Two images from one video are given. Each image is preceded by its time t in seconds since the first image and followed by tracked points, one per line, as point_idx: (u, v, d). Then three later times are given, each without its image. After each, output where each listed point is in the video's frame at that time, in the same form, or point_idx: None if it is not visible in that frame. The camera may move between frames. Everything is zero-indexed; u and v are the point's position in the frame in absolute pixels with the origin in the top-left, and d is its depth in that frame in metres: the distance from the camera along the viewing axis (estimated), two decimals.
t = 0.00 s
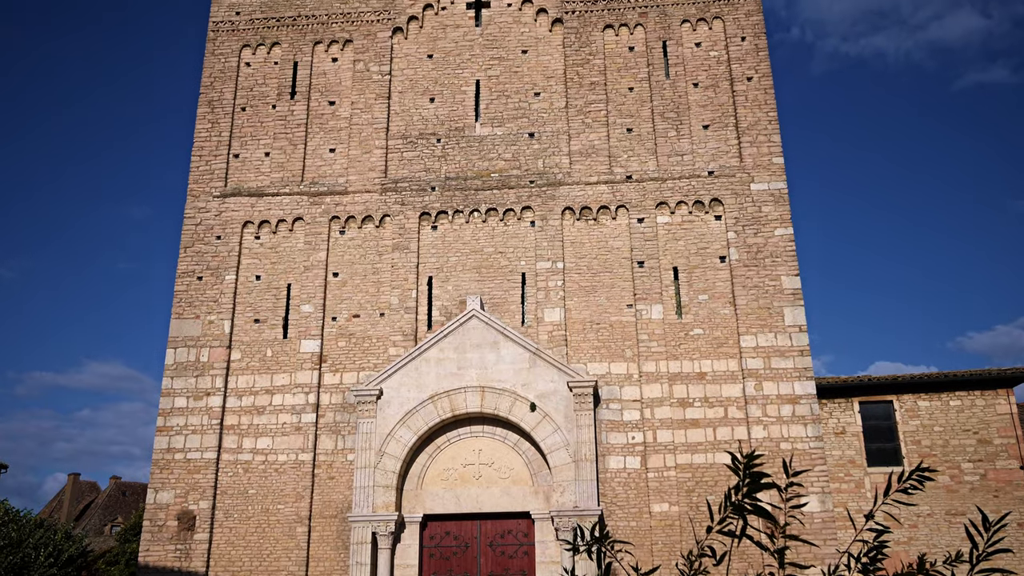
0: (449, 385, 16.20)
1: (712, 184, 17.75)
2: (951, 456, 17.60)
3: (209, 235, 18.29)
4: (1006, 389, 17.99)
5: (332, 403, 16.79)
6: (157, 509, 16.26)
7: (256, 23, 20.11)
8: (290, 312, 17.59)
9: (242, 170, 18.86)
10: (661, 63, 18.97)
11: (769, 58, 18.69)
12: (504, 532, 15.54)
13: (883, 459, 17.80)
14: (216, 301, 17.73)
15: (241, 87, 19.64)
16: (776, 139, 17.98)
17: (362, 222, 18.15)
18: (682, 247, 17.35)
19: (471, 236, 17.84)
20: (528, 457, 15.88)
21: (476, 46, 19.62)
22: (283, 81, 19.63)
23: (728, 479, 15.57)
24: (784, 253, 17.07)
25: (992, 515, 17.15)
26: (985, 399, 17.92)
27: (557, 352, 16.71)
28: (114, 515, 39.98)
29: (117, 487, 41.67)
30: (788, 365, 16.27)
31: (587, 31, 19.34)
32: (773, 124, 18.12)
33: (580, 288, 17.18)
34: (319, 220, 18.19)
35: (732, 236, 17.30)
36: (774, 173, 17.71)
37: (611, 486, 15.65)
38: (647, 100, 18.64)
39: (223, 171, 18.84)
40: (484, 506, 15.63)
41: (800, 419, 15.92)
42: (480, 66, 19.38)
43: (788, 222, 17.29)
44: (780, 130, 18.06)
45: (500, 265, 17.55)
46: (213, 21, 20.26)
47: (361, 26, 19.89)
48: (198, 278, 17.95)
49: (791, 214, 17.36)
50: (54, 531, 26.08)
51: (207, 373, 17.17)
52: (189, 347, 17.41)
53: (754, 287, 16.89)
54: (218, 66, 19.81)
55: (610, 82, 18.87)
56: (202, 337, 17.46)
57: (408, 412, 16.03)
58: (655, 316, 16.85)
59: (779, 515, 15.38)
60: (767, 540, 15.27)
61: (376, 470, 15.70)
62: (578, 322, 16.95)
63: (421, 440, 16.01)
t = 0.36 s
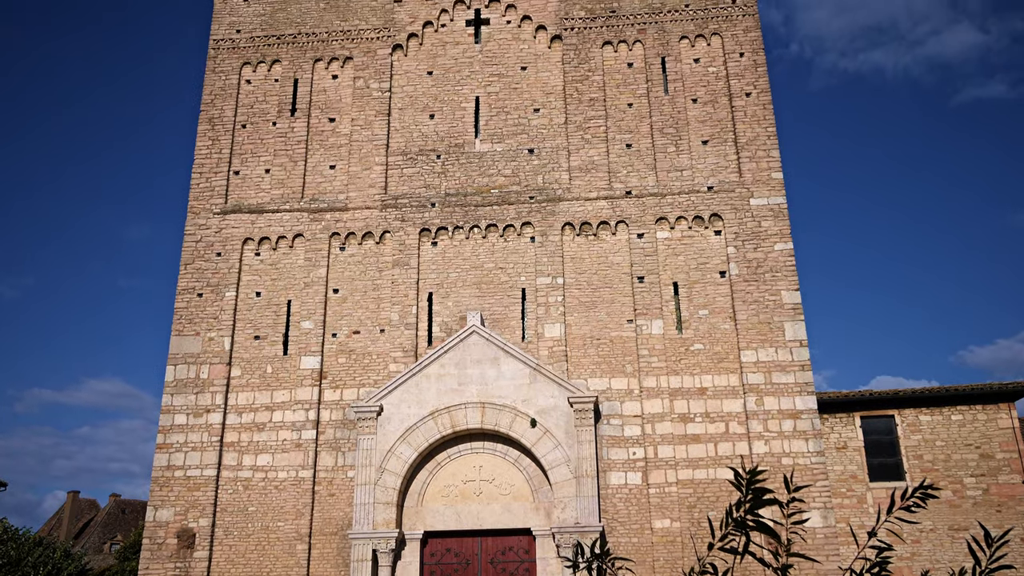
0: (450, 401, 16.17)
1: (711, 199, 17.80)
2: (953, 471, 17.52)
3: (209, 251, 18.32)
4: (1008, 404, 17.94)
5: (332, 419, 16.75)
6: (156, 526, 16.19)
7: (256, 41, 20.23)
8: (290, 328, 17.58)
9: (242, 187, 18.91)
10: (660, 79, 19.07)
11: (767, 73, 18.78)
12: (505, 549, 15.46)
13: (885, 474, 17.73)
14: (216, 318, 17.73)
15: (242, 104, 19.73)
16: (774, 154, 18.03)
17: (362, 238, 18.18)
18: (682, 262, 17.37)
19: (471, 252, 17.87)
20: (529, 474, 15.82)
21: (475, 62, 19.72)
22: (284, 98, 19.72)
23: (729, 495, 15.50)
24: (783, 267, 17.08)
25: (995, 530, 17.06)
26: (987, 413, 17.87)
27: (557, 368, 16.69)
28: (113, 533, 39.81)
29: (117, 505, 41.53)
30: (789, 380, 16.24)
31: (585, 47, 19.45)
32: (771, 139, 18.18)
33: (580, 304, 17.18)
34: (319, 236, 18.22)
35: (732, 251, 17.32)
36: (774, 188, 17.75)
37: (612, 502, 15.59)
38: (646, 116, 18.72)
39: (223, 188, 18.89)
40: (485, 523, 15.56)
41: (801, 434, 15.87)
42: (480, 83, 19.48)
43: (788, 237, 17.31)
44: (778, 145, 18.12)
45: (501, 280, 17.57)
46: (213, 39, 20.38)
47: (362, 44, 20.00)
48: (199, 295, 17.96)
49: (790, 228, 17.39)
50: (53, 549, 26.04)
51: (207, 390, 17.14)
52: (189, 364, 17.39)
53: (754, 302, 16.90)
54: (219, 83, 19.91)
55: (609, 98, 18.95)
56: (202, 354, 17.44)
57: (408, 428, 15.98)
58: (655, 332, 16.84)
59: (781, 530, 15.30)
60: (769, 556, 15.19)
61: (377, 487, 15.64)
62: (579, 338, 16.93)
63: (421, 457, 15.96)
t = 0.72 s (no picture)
0: (450, 419, 16.12)
1: (710, 216, 17.83)
2: (955, 488, 17.44)
3: (209, 270, 18.33)
4: (1008, 420, 17.88)
5: (332, 437, 16.68)
6: (155, 546, 16.10)
7: (257, 60, 20.36)
8: (289, 346, 17.56)
9: (242, 205, 18.95)
10: (658, 97, 19.16)
11: (765, 91, 18.88)
12: (505, 568, 15.35)
13: (887, 492, 17.65)
14: (216, 336, 17.71)
15: (242, 123, 19.82)
16: (773, 171, 18.09)
17: (362, 256, 18.19)
18: (682, 279, 17.38)
19: (471, 269, 17.88)
20: (529, 492, 15.73)
21: (475, 81, 19.83)
22: (284, 116, 19.81)
23: (730, 513, 15.41)
24: (783, 284, 17.08)
25: (998, 548, 16.96)
26: (988, 429, 17.80)
27: (557, 386, 16.65)
28: (111, 553, 39.57)
29: (115, 524, 41.28)
30: (790, 397, 16.20)
31: (584, 66, 19.55)
32: (770, 156, 18.25)
33: (580, 321, 17.17)
34: (319, 254, 18.24)
35: (731, 268, 17.33)
36: (772, 206, 17.78)
37: (613, 520, 15.50)
38: (645, 134, 18.79)
39: (224, 206, 18.93)
40: (485, 541, 15.45)
41: (802, 451, 15.81)
42: (479, 101, 19.58)
43: (787, 253, 17.33)
44: (777, 162, 18.18)
45: (500, 298, 17.57)
46: (214, 58, 20.50)
47: (362, 63, 20.12)
48: (198, 313, 17.95)
49: (789, 245, 17.41)
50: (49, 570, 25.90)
51: (206, 409, 17.09)
52: (188, 383, 17.35)
53: (754, 319, 16.88)
54: (219, 102, 20.01)
55: (608, 116, 19.04)
56: (202, 372, 17.41)
57: (408, 447, 15.92)
58: (655, 349, 16.81)
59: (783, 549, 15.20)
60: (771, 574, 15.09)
61: (376, 505, 15.56)
62: (579, 355, 16.91)
63: (421, 475, 15.88)
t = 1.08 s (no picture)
0: (448, 435, 16.06)
1: (708, 231, 17.86)
2: (955, 504, 17.38)
3: (208, 285, 18.33)
4: (1008, 436, 17.83)
5: (330, 454, 16.62)
6: (151, 564, 16.00)
7: (256, 77, 20.45)
8: (288, 362, 17.53)
9: (241, 221, 18.96)
10: (656, 113, 19.24)
11: (762, 107, 18.97)
12: None
13: (887, 508, 17.58)
14: (214, 352, 17.68)
15: (241, 139, 19.88)
16: (771, 187, 18.15)
17: (360, 271, 18.20)
18: (681, 294, 17.38)
19: (469, 285, 17.88)
20: (528, 508, 15.64)
21: (473, 97, 19.91)
22: (283, 132, 19.87)
23: (730, 530, 15.34)
24: (781, 299, 17.09)
25: (998, 564, 16.89)
26: (987, 445, 17.75)
27: (556, 402, 16.62)
28: (107, 570, 39.24)
29: (111, 542, 40.97)
30: (789, 413, 16.16)
31: (582, 82, 19.65)
32: (767, 172, 18.31)
33: (578, 336, 17.16)
34: (318, 270, 18.24)
35: (730, 283, 17.34)
36: (770, 221, 17.82)
37: (612, 537, 15.41)
38: (643, 150, 18.86)
39: (222, 222, 18.95)
40: (484, 559, 15.36)
41: (801, 467, 15.76)
42: (478, 118, 19.65)
43: (785, 269, 17.36)
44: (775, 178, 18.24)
45: (499, 313, 17.56)
46: (214, 75, 20.60)
47: (361, 79, 20.21)
48: (196, 328, 17.93)
49: (787, 261, 17.44)
50: None
51: (204, 425, 17.03)
52: (186, 399, 17.30)
53: (753, 334, 16.88)
54: (219, 118, 20.09)
55: (606, 132, 19.11)
56: (199, 388, 17.36)
57: (406, 463, 15.86)
58: (654, 364, 16.79)
59: (783, 565, 15.12)
60: None
61: (374, 522, 15.48)
62: (577, 371, 16.88)
63: (419, 492, 15.80)
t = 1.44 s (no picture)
0: (445, 453, 15.98)
1: (706, 249, 17.89)
2: (954, 522, 17.31)
3: (205, 303, 18.30)
4: (1007, 453, 17.77)
5: (326, 472, 16.53)
6: None
7: (255, 95, 20.54)
8: (284, 380, 17.47)
9: (239, 239, 18.97)
10: (653, 131, 19.33)
11: (759, 126, 19.07)
12: None
13: (886, 526, 17.49)
14: (211, 370, 17.63)
15: (239, 157, 19.93)
16: (767, 205, 18.20)
17: (358, 289, 18.18)
18: (678, 312, 17.39)
19: (467, 303, 17.87)
20: (525, 527, 15.54)
21: (471, 115, 20.00)
22: (281, 151, 19.93)
23: (728, 549, 15.25)
24: (778, 317, 17.10)
25: None
26: (986, 463, 17.70)
27: (554, 420, 16.57)
28: None
29: (105, 561, 40.63)
30: (787, 431, 16.11)
31: (579, 101, 19.76)
32: (764, 190, 18.37)
33: (576, 354, 17.13)
34: (315, 287, 18.23)
35: (727, 301, 17.35)
36: (767, 239, 17.86)
37: (611, 556, 15.31)
38: (640, 168, 18.93)
39: (220, 240, 18.95)
40: None
41: (800, 485, 15.69)
42: (475, 136, 19.73)
43: (782, 286, 17.37)
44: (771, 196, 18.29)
45: (496, 331, 17.54)
46: (212, 93, 20.69)
47: (358, 98, 20.31)
48: (193, 346, 17.89)
49: (784, 278, 17.45)
50: None
51: (200, 444, 16.95)
52: (182, 417, 17.23)
53: (751, 351, 16.86)
54: (217, 136, 20.15)
55: (603, 150, 19.19)
56: (196, 407, 17.30)
57: (403, 482, 15.77)
58: (651, 382, 16.76)
59: None
60: None
61: (371, 542, 15.38)
62: (575, 389, 16.84)
63: (416, 511, 15.70)
